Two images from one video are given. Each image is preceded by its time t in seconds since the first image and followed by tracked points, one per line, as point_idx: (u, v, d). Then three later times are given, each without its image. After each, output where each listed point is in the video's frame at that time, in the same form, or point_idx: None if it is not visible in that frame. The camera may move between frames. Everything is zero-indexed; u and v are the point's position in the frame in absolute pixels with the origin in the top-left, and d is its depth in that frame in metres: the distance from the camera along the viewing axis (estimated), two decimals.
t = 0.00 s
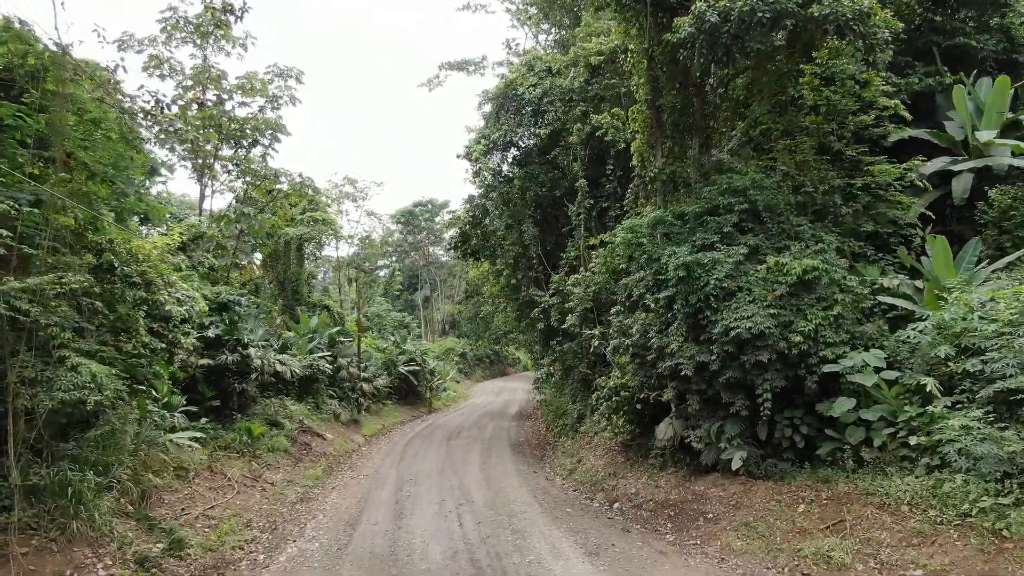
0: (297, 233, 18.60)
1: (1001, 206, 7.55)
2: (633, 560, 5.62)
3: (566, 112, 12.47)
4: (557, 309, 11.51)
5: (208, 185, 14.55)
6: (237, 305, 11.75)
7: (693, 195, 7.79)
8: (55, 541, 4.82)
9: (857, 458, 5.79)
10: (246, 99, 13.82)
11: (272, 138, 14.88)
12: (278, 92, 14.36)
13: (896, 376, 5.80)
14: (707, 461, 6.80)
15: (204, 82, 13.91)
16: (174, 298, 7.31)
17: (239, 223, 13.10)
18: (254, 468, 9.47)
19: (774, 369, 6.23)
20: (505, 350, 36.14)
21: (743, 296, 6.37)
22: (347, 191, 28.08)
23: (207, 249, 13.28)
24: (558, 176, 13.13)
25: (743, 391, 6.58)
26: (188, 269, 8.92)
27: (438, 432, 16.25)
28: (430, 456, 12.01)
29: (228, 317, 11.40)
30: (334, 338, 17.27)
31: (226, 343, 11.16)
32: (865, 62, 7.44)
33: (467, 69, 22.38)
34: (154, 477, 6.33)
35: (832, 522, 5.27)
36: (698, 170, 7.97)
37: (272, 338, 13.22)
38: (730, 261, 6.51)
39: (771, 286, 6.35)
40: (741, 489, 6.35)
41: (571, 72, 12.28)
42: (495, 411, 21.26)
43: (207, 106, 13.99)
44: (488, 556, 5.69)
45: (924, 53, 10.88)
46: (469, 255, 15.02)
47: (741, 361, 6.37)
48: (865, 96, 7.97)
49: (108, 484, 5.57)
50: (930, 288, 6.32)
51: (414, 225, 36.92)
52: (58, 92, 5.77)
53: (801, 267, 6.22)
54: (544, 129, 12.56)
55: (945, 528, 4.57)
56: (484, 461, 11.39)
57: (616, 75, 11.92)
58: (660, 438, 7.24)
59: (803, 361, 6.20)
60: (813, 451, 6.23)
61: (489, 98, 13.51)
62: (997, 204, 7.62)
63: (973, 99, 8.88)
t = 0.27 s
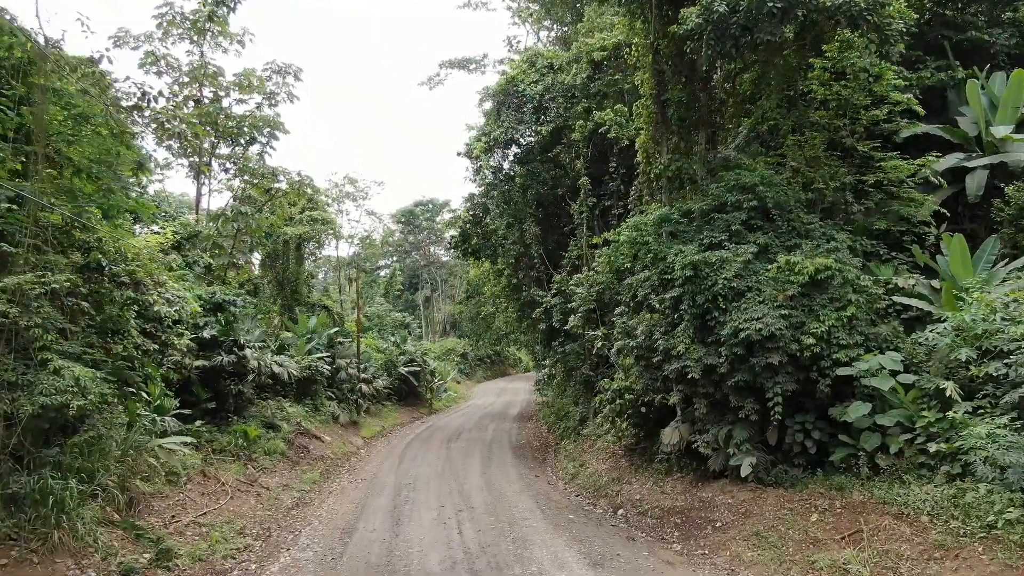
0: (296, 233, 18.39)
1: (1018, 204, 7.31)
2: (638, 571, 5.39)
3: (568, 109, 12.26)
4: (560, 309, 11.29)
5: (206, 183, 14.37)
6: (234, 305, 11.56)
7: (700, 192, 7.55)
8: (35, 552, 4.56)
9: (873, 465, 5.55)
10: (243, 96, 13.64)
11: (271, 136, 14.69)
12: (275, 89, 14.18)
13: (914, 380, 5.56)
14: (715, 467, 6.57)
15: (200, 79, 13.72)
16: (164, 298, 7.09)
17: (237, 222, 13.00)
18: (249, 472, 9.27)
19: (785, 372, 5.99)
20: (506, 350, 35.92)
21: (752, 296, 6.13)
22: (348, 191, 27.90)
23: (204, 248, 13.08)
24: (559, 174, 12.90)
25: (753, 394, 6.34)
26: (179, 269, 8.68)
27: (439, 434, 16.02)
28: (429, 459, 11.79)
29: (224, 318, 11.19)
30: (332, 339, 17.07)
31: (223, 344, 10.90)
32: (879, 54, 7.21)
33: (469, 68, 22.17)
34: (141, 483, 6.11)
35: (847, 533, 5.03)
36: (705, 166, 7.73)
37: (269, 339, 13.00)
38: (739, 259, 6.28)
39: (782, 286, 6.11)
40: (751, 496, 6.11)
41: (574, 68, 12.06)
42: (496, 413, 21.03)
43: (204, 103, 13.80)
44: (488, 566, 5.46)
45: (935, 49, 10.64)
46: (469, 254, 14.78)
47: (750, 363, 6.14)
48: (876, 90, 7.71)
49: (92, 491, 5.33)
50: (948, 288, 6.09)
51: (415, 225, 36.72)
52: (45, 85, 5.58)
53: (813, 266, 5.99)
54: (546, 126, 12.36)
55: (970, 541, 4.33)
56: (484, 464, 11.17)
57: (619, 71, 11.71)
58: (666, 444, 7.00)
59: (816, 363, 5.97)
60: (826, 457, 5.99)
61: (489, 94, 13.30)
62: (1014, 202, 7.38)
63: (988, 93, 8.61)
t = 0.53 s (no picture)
0: (295, 232, 18.18)
1: None
2: None
3: (570, 106, 12.06)
4: (562, 309, 11.06)
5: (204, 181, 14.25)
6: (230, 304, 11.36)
7: (707, 188, 7.32)
8: (14, 564, 4.30)
9: (890, 474, 5.31)
10: (240, 93, 13.45)
11: (269, 134, 14.53)
12: (273, 86, 13.98)
13: (933, 385, 5.33)
14: (724, 474, 6.33)
15: (197, 76, 13.52)
16: (153, 298, 6.87)
17: (236, 222, 12.89)
18: (243, 477, 9.06)
19: (797, 376, 5.76)
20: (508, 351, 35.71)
21: (762, 296, 5.90)
22: (349, 190, 27.69)
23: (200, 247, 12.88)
24: (561, 172, 12.67)
25: (763, 398, 6.11)
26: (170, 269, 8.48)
27: (439, 436, 15.79)
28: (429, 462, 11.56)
29: (220, 318, 10.98)
30: (331, 339, 16.85)
31: (220, 344, 10.73)
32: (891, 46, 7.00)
33: (470, 66, 21.93)
34: (128, 491, 5.87)
35: (865, 544, 4.79)
36: (712, 163, 7.50)
37: (266, 340, 12.79)
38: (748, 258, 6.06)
39: (793, 286, 5.88)
40: (761, 504, 5.87)
41: (577, 64, 11.86)
42: (497, 414, 20.81)
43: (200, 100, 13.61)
44: None
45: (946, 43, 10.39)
46: (470, 254, 14.55)
47: (761, 366, 5.90)
48: (886, 84, 7.37)
49: (74, 500, 5.09)
50: (967, 289, 5.89)
51: (416, 225, 36.53)
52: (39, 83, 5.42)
53: (826, 265, 5.76)
54: (548, 123, 12.15)
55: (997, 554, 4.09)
56: (485, 468, 10.93)
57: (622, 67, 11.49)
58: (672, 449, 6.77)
59: (829, 366, 5.73)
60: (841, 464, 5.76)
61: (490, 91, 13.07)
62: None
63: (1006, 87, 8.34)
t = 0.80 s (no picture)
0: (294, 231, 17.96)
1: None
2: None
3: (572, 102, 11.84)
4: (564, 310, 10.83)
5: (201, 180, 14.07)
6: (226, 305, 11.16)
7: (715, 185, 7.08)
8: None
9: (909, 482, 5.08)
10: (237, 89, 13.25)
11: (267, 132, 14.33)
12: (270, 82, 13.76)
13: (954, 389, 5.09)
14: (733, 481, 6.10)
15: (193, 72, 13.30)
16: (142, 299, 6.66)
17: (233, 221, 12.73)
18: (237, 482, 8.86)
19: (811, 379, 5.53)
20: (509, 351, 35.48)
21: (774, 296, 5.67)
22: (349, 190, 27.47)
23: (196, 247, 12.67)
24: (564, 169, 12.43)
25: (774, 402, 5.88)
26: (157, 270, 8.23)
27: (439, 438, 15.55)
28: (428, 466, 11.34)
29: (215, 319, 10.77)
30: (330, 340, 16.64)
31: (215, 345, 10.53)
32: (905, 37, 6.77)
33: (471, 64, 21.69)
34: (114, 499, 5.64)
35: (883, 557, 4.56)
36: (720, 158, 7.26)
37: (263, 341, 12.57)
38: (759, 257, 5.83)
39: (805, 285, 5.65)
40: (773, 513, 5.64)
41: (579, 59, 11.65)
42: (498, 415, 20.57)
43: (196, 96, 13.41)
44: None
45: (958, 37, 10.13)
46: (470, 253, 14.32)
47: (772, 369, 5.67)
48: (899, 79, 7.01)
49: (54, 509, 4.86)
50: (988, 288, 5.66)
51: (417, 224, 36.30)
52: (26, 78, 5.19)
53: (841, 264, 5.52)
54: (550, 120, 11.93)
55: None
56: (485, 472, 10.70)
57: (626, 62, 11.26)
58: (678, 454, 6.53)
59: (844, 369, 5.50)
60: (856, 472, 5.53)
61: (491, 87, 12.84)
62: None
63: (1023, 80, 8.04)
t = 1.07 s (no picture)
0: (293, 230, 17.74)
1: None
2: None
3: (574, 98, 11.62)
4: (566, 310, 10.59)
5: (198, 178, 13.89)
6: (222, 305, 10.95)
7: (723, 181, 6.85)
8: None
9: (928, 491, 4.84)
10: (233, 86, 13.05)
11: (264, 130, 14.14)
12: (268, 79, 13.55)
13: (976, 394, 4.85)
14: (743, 488, 5.86)
15: (188, 68, 13.08)
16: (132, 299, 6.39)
17: (230, 219, 12.52)
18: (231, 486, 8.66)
19: (825, 383, 5.29)
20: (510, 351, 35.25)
21: (786, 296, 5.43)
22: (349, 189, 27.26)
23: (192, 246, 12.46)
24: (566, 167, 12.19)
25: (786, 407, 5.64)
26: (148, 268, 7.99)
27: (439, 440, 15.34)
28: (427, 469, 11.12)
29: (210, 319, 10.56)
30: (329, 340, 16.43)
31: (211, 346, 10.33)
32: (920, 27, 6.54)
33: (472, 62, 21.45)
34: (99, 508, 5.44)
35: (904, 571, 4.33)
36: (727, 154, 7.03)
37: (259, 342, 12.35)
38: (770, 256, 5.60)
39: (819, 285, 5.42)
40: (785, 522, 5.41)
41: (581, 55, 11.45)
42: (499, 416, 20.34)
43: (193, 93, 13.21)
44: None
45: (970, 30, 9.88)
46: (470, 252, 14.10)
47: (784, 372, 5.44)
48: (913, 72, 6.71)
49: (34, 519, 4.66)
50: (1010, 288, 5.40)
51: (418, 224, 36.09)
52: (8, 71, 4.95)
53: (857, 263, 5.28)
54: (552, 116, 11.70)
55: None
56: (485, 476, 10.48)
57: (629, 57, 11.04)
58: (685, 461, 6.29)
59: (859, 373, 5.26)
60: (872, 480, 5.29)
61: (492, 84, 12.61)
62: None
63: None
